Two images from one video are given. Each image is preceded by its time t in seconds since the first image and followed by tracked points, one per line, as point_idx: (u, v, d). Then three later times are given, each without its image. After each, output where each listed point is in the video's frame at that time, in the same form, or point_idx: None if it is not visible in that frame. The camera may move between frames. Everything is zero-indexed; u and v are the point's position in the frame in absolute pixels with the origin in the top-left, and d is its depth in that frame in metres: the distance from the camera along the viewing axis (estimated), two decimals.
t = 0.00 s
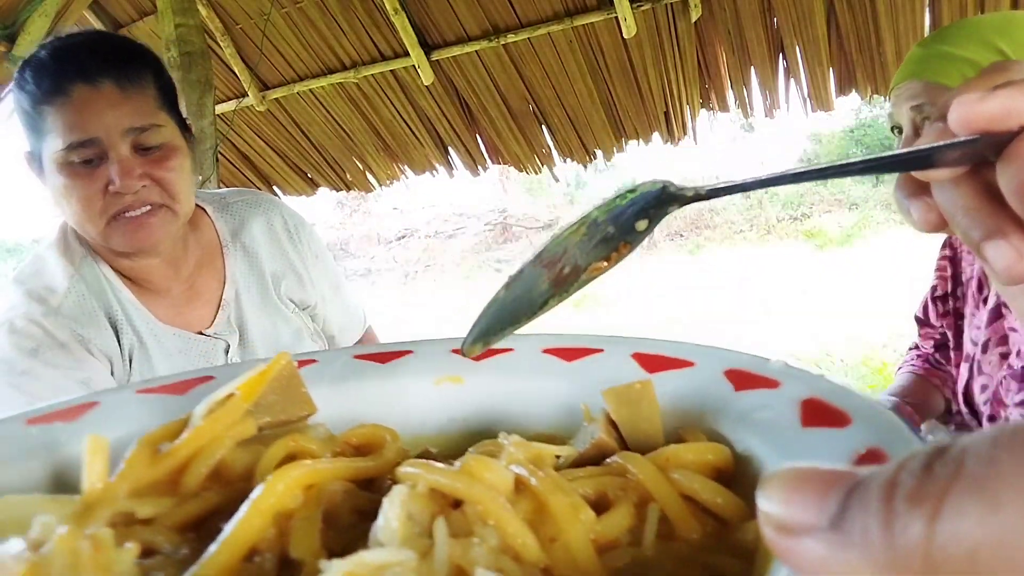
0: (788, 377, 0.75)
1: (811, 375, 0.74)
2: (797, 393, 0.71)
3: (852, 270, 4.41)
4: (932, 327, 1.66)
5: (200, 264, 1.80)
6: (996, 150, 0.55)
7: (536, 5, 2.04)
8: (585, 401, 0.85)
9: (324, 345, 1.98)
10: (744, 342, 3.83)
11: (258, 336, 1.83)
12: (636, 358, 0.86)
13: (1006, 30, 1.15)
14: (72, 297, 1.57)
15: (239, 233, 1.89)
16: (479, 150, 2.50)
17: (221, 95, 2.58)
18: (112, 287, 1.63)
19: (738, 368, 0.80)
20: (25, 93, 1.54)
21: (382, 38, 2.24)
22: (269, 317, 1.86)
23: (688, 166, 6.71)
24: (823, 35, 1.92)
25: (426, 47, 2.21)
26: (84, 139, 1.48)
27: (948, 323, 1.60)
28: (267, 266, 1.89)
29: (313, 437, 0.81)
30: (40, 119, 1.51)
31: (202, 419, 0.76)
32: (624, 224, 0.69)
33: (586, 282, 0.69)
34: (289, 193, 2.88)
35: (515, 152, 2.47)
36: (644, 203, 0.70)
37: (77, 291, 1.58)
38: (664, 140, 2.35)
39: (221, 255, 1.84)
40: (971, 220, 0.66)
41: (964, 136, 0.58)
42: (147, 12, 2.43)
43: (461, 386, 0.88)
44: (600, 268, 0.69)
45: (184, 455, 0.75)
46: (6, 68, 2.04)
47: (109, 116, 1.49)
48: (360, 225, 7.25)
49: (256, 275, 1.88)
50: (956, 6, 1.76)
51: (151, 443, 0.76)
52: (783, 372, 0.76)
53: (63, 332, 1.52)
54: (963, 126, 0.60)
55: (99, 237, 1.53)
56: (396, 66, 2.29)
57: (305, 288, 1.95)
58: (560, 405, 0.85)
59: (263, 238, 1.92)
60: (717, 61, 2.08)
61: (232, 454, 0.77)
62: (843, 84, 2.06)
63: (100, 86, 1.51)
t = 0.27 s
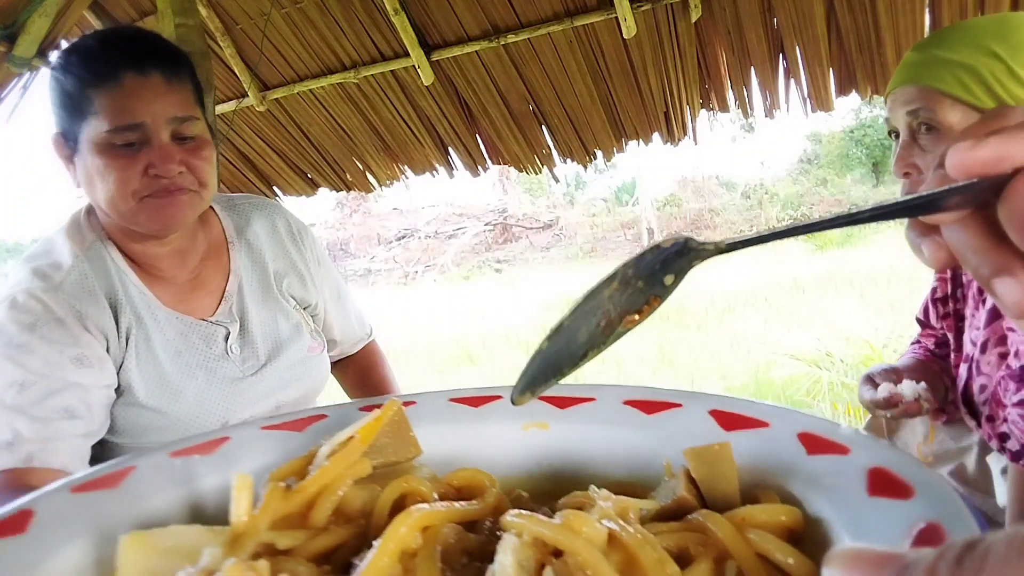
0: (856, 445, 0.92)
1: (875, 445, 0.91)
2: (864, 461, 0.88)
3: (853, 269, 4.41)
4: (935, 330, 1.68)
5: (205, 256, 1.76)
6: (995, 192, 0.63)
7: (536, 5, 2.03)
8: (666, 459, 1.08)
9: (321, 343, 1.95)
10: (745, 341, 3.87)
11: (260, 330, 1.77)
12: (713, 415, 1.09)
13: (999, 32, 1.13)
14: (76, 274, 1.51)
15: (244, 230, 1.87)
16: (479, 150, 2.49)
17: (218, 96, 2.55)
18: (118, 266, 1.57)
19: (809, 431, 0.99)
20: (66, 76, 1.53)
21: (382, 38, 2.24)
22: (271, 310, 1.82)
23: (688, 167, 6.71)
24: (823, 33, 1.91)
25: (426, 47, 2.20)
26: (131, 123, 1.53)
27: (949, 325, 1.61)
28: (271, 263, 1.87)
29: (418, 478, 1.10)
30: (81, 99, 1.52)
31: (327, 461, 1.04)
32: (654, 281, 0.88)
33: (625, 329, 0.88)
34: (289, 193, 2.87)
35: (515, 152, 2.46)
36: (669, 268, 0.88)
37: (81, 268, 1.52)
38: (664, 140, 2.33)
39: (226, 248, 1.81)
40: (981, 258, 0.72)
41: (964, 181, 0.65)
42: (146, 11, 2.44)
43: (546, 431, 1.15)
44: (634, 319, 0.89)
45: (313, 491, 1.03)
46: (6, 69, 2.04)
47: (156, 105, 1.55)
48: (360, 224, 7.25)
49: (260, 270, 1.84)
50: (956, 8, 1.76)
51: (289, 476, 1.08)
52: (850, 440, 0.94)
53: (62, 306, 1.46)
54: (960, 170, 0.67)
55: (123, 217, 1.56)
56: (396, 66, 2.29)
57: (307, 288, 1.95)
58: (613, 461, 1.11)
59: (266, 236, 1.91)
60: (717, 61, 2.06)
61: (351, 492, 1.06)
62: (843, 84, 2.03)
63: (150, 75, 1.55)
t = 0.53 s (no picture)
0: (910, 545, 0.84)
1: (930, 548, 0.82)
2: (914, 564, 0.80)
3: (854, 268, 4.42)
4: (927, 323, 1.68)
5: (217, 256, 1.73)
6: (979, 272, 0.66)
7: (536, 5, 2.04)
8: (737, 550, 1.00)
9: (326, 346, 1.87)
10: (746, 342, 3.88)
11: (265, 327, 1.71)
12: (780, 503, 1.01)
13: (978, 43, 1.28)
14: (86, 260, 1.51)
15: (252, 235, 1.84)
16: (479, 150, 2.46)
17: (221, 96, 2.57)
18: (130, 254, 1.56)
19: (868, 529, 0.90)
20: (118, 69, 1.56)
21: (382, 38, 2.24)
22: (278, 312, 1.76)
23: (688, 167, 6.72)
24: (824, 34, 1.89)
25: (426, 47, 2.22)
26: (182, 122, 1.57)
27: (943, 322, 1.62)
28: (277, 269, 1.83)
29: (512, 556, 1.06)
30: (136, 94, 1.55)
31: (438, 540, 1.01)
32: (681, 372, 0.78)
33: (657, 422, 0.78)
34: (289, 193, 2.86)
35: (515, 152, 2.42)
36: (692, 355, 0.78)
37: (93, 255, 1.52)
38: (664, 140, 2.29)
39: (236, 250, 1.77)
40: (976, 325, 0.74)
41: (946, 270, 0.64)
42: (147, 12, 2.42)
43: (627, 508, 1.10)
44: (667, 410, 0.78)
45: (426, 565, 0.98)
46: (7, 69, 2.05)
47: (211, 108, 1.60)
48: (360, 225, 7.26)
49: (266, 272, 1.80)
50: (956, 8, 1.77)
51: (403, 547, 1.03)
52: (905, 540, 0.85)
53: (72, 290, 1.46)
54: (941, 255, 0.65)
55: (155, 209, 1.56)
56: (396, 66, 2.29)
57: (312, 294, 1.90)
58: (709, 539, 1.03)
59: (271, 241, 1.87)
60: (717, 62, 2.04)
61: (459, 566, 1.01)
62: (843, 85, 2.00)
63: (206, 80, 1.61)
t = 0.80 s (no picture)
0: None
1: None
2: None
3: (854, 268, 4.42)
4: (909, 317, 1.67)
5: (236, 260, 1.74)
6: (940, 378, 0.67)
7: (536, 5, 2.07)
8: None
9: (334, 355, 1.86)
10: (746, 341, 3.90)
11: (275, 332, 1.71)
12: None
13: (950, 58, 1.29)
14: (109, 256, 1.53)
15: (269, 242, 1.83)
16: (479, 150, 2.44)
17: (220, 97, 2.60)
18: (150, 253, 1.58)
19: None
20: (173, 71, 1.56)
21: (382, 38, 2.26)
22: (290, 320, 1.76)
23: (688, 168, 6.73)
24: (824, 34, 1.89)
25: (427, 48, 2.24)
26: (236, 128, 1.59)
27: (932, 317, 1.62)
28: (292, 276, 1.83)
29: None
30: (190, 97, 1.56)
31: None
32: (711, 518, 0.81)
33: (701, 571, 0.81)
34: (290, 193, 2.87)
35: (515, 152, 2.39)
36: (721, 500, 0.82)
37: (115, 250, 1.54)
38: (664, 140, 2.25)
39: (252, 259, 1.77)
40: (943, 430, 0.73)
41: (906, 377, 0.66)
42: (147, 12, 2.41)
43: None
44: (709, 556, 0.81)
45: None
46: (7, 69, 2.06)
47: (260, 119, 1.64)
48: (360, 225, 7.29)
49: (280, 279, 1.80)
50: (957, 7, 1.78)
51: None
52: None
53: (96, 284, 1.48)
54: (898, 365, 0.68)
55: (198, 208, 1.57)
56: (396, 66, 2.30)
57: (324, 302, 1.89)
58: None
59: (288, 248, 1.87)
60: (717, 62, 2.03)
61: None
62: (843, 86, 1.98)
63: (258, 91, 1.65)
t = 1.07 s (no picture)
0: None
1: None
2: None
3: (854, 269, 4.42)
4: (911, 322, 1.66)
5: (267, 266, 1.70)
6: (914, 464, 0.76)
7: (536, 5, 2.06)
8: None
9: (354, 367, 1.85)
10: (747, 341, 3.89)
11: (303, 340, 1.69)
12: None
13: (932, 72, 1.24)
14: (151, 254, 1.50)
15: (297, 251, 1.80)
16: (479, 150, 2.41)
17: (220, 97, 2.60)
18: (191, 254, 1.54)
19: None
20: (228, 76, 1.50)
21: (382, 38, 2.26)
22: (318, 330, 1.74)
23: (688, 168, 6.72)
24: (824, 35, 1.87)
25: (426, 48, 2.24)
26: (289, 137, 1.54)
27: (936, 323, 1.60)
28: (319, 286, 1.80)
29: None
30: (247, 103, 1.50)
31: None
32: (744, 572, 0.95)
33: None
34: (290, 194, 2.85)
35: (516, 153, 2.36)
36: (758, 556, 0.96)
37: (159, 248, 1.51)
38: (664, 141, 2.21)
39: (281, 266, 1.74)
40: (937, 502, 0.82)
41: (880, 463, 0.77)
42: (146, 12, 2.39)
43: None
44: None
45: None
46: (6, 69, 2.05)
47: (311, 128, 1.59)
48: (360, 225, 7.29)
49: (306, 287, 1.77)
50: (956, 8, 1.77)
51: None
52: None
53: (139, 281, 1.45)
54: (877, 451, 0.78)
55: (246, 212, 1.52)
56: (395, 66, 2.29)
57: (349, 313, 1.86)
58: None
59: (315, 256, 1.84)
60: (717, 62, 2.01)
61: None
62: (843, 85, 1.95)
63: (310, 102, 1.61)
